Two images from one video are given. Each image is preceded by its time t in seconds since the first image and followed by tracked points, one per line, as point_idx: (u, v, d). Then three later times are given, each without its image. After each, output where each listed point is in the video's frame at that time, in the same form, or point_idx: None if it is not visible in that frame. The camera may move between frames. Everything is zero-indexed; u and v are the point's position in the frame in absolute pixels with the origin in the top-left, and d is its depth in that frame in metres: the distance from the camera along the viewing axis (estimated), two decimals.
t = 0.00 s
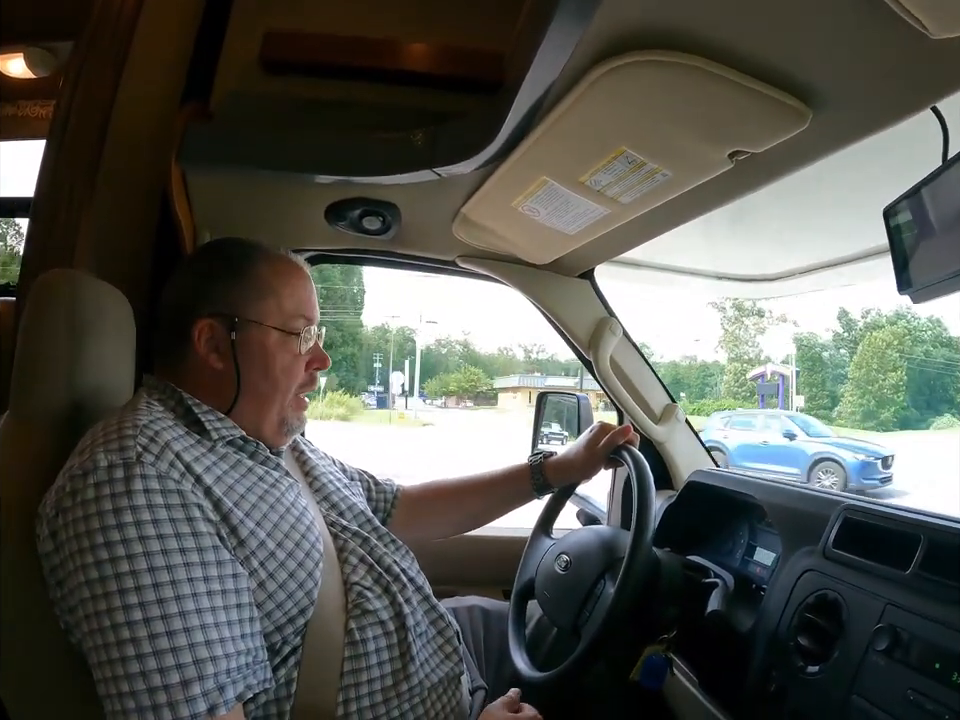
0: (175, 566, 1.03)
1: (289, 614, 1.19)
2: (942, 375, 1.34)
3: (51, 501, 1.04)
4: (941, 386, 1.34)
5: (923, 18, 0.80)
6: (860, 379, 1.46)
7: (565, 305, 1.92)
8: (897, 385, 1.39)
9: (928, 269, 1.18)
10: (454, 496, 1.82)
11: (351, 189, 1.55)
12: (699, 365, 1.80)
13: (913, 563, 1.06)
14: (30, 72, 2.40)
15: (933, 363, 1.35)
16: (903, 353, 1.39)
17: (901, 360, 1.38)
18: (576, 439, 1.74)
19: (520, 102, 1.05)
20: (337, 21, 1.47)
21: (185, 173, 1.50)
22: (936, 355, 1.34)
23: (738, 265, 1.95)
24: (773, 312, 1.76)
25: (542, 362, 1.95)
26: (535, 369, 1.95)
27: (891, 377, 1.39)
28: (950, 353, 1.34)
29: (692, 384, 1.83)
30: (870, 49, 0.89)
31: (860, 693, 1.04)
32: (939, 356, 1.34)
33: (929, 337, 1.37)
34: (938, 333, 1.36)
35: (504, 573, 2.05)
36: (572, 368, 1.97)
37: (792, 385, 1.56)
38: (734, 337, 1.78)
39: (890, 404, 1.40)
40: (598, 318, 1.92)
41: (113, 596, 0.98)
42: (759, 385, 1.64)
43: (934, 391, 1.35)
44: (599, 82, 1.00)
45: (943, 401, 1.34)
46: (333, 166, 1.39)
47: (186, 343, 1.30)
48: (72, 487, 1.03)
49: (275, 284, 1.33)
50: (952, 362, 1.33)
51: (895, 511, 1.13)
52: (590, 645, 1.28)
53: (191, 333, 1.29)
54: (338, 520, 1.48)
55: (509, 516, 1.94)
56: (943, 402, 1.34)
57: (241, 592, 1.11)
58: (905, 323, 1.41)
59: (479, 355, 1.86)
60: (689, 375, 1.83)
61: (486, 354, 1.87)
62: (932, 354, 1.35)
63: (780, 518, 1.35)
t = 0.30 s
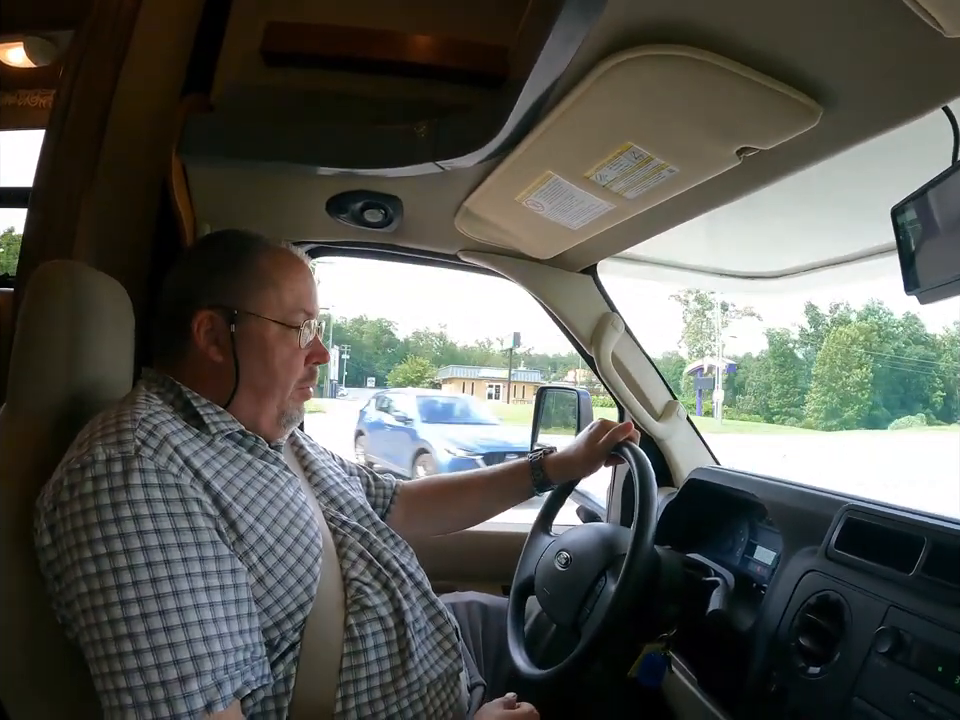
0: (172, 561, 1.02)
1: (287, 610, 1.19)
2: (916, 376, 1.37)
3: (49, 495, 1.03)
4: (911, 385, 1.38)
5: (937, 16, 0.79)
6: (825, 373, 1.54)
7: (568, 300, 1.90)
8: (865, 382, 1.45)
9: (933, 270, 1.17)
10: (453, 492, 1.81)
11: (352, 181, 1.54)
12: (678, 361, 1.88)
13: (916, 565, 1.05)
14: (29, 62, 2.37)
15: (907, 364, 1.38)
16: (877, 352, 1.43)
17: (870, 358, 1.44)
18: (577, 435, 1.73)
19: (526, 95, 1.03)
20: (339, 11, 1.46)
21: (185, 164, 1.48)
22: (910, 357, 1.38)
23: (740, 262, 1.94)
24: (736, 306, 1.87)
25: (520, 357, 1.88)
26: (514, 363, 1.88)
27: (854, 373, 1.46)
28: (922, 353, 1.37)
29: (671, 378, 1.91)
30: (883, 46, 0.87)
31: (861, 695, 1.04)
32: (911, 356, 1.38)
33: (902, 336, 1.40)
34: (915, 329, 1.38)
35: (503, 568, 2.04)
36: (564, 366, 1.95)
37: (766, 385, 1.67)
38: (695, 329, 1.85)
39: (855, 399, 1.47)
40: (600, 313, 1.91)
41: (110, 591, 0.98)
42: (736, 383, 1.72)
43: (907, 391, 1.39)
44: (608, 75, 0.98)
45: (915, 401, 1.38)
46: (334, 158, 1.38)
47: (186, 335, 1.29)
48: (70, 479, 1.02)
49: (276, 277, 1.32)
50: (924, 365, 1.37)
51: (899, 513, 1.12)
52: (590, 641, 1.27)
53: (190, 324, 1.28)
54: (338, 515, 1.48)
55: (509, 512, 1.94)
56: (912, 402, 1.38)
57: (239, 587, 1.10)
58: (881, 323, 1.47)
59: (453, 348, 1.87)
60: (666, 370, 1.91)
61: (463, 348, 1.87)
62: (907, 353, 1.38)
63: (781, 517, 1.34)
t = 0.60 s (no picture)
0: (172, 560, 1.02)
1: (287, 608, 1.19)
2: (890, 376, 1.45)
3: (49, 491, 1.03)
4: (886, 386, 1.46)
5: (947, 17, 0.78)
6: (789, 371, 1.65)
7: (572, 297, 1.90)
8: (838, 380, 1.52)
9: (938, 272, 1.17)
10: (455, 489, 1.81)
11: (356, 175, 1.53)
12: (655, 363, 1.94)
13: (916, 565, 1.05)
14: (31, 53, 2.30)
15: (880, 365, 1.46)
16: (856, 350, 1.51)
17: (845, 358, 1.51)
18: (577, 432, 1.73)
19: (532, 90, 1.03)
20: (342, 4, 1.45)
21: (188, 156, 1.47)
22: (882, 357, 1.46)
23: (743, 259, 1.94)
24: (697, 300, 2.00)
25: (499, 351, 1.91)
26: (493, 360, 1.91)
27: (818, 370, 1.56)
28: (895, 350, 1.45)
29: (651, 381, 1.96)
30: (892, 46, 0.86)
31: (860, 694, 1.04)
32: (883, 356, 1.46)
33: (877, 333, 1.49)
34: (890, 326, 1.47)
35: (504, 564, 2.05)
36: (544, 364, 1.95)
37: (738, 382, 1.77)
38: (658, 325, 1.93)
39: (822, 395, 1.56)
40: (602, 310, 1.89)
41: (110, 589, 0.98)
42: (713, 380, 1.84)
43: (881, 391, 1.47)
44: (615, 71, 0.97)
45: (889, 400, 1.47)
46: (337, 151, 1.37)
47: (186, 328, 1.29)
48: (70, 476, 1.02)
49: (279, 271, 1.32)
50: (898, 365, 1.44)
51: (901, 514, 1.12)
52: (591, 636, 1.27)
53: (191, 318, 1.27)
54: (339, 512, 1.48)
55: (510, 508, 1.94)
56: (886, 402, 1.46)
57: (239, 586, 1.10)
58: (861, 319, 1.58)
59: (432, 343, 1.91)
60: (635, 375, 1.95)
61: (443, 342, 1.92)
62: (889, 354, 1.46)
63: (781, 516, 1.35)
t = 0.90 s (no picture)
0: (173, 560, 1.02)
1: (287, 608, 1.19)
2: (861, 377, 1.53)
3: (50, 490, 1.03)
4: (860, 387, 1.53)
5: (950, 23, 0.79)
6: (745, 369, 1.74)
7: (572, 298, 1.90)
8: (804, 381, 1.62)
9: (938, 275, 1.17)
10: (454, 488, 1.82)
11: (359, 173, 1.53)
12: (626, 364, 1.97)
13: (914, 567, 1.06)
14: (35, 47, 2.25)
15: (851, 366, 1.54)
16: (822, 348, 1.62)
17: (818, 361, 1.60)
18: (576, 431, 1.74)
19: (536, 90, 1.03)
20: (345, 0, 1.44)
21: (190, 152, 1.47)
22: (854, 357, 1.53)
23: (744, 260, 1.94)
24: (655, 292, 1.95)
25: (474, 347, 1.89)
26: (471, 358, 1.89)
27: (776, 368, 1.67)
28: (868, 349, 1.50)
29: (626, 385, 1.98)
30: (896, 49, 0.86)
31: (856, 695, 1.04)
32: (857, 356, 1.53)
33: (849, 330, 1.58)
34: (865, 324, 1.54)
35: (502, 562, 2.06)
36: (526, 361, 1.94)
37: (707, 381, 1.83)
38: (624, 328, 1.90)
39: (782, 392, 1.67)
40: (602, 310, 1.91)
41: (111, 589, 0.99)
42: (688, 378, 1.88)
43: (852, 391, 1.55)
44: (620, 73, 0.98)
45: (860, 399, 1.55)
46: (339, 149, 1.37)
47: (187, 326, 1.29)
48: (71, 474, 1.03)
49: (280, 269, 1.32)
50: (871, 365, 1.50)
51: (899, 516, 1.13)
52: (590, 635, 1.27)
53: (192, 316, 1.27)
54: (339, 510, 1.48)
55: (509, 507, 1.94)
56: (859, 401, 1.54)
57: (240, 586, 1.10)
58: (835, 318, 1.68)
59: (408, 338, 1.89)
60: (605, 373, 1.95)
61: (421, 337, 1.89)
62: (864, 354, 1.51)
63: (781, 518, 1.35)
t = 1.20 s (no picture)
0: (173, 556, 1.02)
1: (287, 604, 1.19)
2: (832, 376, 1.58)
3: (50, 485, 1.03)
4: (829, 386, 1.58)
5: (956, 24, 0.78)
6: (699, 365, 1.84)
7: (573, 296, 1.91)
8: (770, 380, 1.70)
9: (939, 276, 1.17)
10: (454, 484, 1.82)
11: (360, 169, 1.53)
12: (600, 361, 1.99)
13: (912, 568, 1.06)
14: (37, 41, 2.22)
15: (820, 364, 1.59)
16: (786, 344, 1.69)
17: (787, 360, 1.66)
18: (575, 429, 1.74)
19: (539, 87, 1.02)
20: None
21: (191, 147, 1.47)
22: (824, 355, 1.59)
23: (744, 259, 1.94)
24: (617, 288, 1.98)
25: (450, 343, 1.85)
26: (462, 356, 1.87)
27: (731, 365, 1.75)
28: (838, 348, 1.56)
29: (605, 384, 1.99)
30: (903, 47, 0.86)
31: (854, 694, 1.04)
32: (825, 355, 1.59)
33: (820, 327, 1.65)
34: (835, 322, 1.61)
35: (501, 559, 2.06)
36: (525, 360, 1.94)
37: (680, 378, 1.91)
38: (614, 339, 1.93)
39: (738, 389, 1.76)
40: (602, 307, 1.92)
41: (110, 584, 0.99)
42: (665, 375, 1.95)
43: (821, 391, 1.60)
44: (624, 71, 0.97)
45: (828, 399, 1.60)
46: (339, 144, 1.37)
47: (188, 322, 1.28)
48: (71, 470, 1.03)
49: (279, 263, 1.31)
50: (840, 365, 1.56)
51: (899, 517, 1.13)
52: (589, 631, 1.27)
53: (194, 312, 1.27)
54: (338, 507, 1.48)
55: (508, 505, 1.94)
56: (828, 401, 1.60)
57: (239, 583, 1.10)
58: (799, 315, 1.75)
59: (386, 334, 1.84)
60: (569, 364, 1.97)
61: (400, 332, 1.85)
62: (838, 354, 1.57)
63: (780, 517, 1.35)
